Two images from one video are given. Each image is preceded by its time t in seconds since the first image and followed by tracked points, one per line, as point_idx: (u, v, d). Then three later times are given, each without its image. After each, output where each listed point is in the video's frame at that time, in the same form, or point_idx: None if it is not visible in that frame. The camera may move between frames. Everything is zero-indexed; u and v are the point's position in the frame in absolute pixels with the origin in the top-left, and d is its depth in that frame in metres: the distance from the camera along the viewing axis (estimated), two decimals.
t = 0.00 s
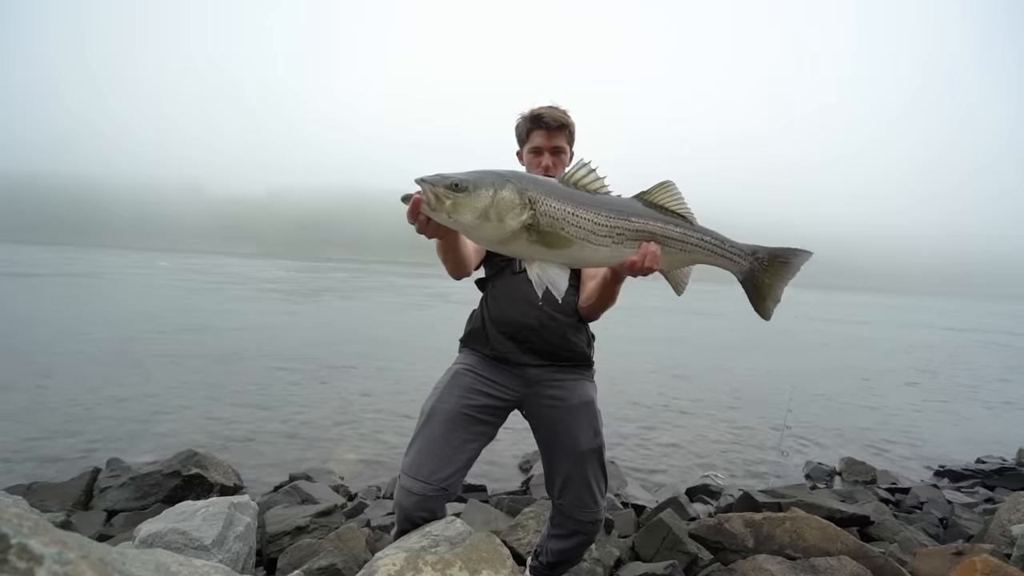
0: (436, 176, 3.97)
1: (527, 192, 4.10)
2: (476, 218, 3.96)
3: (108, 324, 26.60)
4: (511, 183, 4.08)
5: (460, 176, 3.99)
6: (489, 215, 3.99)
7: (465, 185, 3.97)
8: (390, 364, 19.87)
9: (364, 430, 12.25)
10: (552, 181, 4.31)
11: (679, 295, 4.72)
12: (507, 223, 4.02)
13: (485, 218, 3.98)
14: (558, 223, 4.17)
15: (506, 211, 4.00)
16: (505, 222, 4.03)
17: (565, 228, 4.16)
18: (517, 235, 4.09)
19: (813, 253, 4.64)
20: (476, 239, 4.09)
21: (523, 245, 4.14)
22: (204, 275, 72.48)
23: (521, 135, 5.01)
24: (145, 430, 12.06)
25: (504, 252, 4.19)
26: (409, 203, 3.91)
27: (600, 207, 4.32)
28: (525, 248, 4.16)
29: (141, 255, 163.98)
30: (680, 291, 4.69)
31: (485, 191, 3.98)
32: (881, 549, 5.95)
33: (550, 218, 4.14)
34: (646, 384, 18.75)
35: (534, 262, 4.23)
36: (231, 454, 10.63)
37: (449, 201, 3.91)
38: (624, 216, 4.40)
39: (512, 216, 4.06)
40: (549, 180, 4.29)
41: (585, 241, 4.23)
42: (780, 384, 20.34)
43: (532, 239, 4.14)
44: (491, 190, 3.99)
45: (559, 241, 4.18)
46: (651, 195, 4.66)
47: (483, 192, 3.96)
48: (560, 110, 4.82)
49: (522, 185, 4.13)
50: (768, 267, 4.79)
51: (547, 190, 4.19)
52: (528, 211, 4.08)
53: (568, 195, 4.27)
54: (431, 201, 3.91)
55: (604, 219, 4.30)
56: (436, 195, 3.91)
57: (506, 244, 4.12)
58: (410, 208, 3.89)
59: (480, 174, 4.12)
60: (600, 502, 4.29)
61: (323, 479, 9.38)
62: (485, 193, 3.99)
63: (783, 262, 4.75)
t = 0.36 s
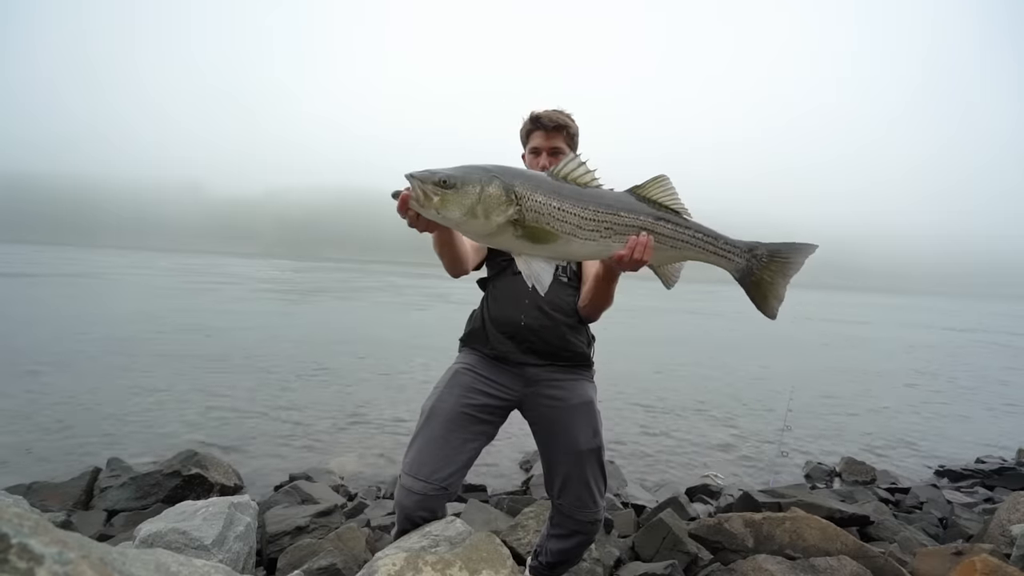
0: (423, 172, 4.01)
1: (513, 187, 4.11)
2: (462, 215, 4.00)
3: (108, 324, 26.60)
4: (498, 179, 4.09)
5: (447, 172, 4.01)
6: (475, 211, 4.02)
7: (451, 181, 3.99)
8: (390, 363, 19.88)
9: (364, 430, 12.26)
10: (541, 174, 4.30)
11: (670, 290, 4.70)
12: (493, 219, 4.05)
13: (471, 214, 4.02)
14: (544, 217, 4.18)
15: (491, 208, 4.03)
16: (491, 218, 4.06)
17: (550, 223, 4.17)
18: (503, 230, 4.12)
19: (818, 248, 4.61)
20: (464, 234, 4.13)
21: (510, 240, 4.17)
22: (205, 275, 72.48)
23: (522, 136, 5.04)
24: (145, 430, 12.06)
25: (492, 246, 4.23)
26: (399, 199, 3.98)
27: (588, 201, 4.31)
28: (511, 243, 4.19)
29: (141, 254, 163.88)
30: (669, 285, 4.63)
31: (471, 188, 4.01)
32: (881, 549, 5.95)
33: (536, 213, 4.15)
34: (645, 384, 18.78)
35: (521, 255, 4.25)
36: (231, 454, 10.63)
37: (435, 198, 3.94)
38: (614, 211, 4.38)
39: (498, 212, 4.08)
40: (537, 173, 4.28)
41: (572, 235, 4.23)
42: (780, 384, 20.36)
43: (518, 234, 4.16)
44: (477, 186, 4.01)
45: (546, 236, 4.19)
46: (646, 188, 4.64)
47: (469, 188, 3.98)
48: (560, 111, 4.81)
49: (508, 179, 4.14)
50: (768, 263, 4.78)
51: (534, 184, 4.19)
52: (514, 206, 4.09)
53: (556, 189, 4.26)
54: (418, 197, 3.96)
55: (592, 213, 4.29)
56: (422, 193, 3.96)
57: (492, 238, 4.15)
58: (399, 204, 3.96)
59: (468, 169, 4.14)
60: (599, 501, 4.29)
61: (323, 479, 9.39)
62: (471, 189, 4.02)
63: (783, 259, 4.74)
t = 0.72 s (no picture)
0: (435, 199, 3.97)
1: (525, 201, 4.09)
2: (479, 237, 3.98)
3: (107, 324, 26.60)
4: (509, 196, 4.07)
5: (458, 197, 3.98)
6: (491, 231, 4.00)
7: (464, 206, 3.96)
8: (390, 364, 19.89)
9: (364, 430, 12.26)
10: (549, 185, 4.29)
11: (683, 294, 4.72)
12: (509, 237, 4.04)
13: (487, 235, 4.00)
14: (559, 228, 4.17)
15: (506, 226, 4.01)
16: (507, 235, 4.05)
17: (566, 233, 4.16)
18: (520, 245, 4.12)
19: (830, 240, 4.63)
20: (482, 254, 4.12)
21: (529, 254, 4.17)
22: (205, 275, 72.53)
23: (507, 141, 5.07)
24: (145, 430, 12.07)
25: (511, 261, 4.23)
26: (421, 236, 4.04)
27: (601, 208, 4.30)
28: (529, 257, 4.18)
29: (141, 254, 163.85)
30: (683, 291, 4.63)
31: (484, 209, 3.98)
32: (881, 549, 5.95)
33: (551, 225, 4.14)
34: (645, 384, 18.78)
35: (540, 268, 4.25)
36: (231, 454, 10.63)
37: (450, 225, 3.93)
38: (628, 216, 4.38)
39: (514, 229, 4.07)
40: (545, 184, 4.26)
41: (589, 243, 4.23)
42: (780, 384, 20.36)
43: (536, 247, 4.16)
44: (490, 207, 3.99)
45: (564, 246, 4.19)
46: (655, 196, 4.66)
47: (482, 210, 3.96)
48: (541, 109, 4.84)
49: (519, 195, 4.12)
50: (783, 262, 4.77)
51: (544, 197, 4.17)
52: (528, 221, 4.09)
53: (567, 199, 4.25)
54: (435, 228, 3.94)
55: (606, 218, 4.28)
56: (436, 223, 3.93)
57: (510, 254, 4.15)
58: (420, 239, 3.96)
59: (477, 189, 4.11)
60: (599, 504, 4.27)
61: (323, 479, 9.38)
62: (484, 211, 3.99)
63: (798, 258, 4.73)
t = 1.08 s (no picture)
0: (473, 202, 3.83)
1: (560, 205, 4.04)
2: (517, 239, 3.88)
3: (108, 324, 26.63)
4: (546, 199, 4.00)
5: (495, 200, 3.86)
6: (530, 234, 3.92)
7: (504, 208, 3.84)
8: (391, 364, 19.91)
9: (364, 430, 12.27)
10: (580, 189, 4.26)
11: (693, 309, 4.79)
12: (546, 240, 3.98)
13: (525, 238, 3.92)
14: (591, 233, 4.15)
15: (544, 229, 3.95)
16: (543, 239, 3.98)
17: (598, 238, 4.15)
18: (556, 249, 4.06)
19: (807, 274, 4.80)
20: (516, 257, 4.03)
21: (561, 258, 4.11)
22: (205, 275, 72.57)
23: (485, 144, 5.01)
24: (145, 429, 12.07)
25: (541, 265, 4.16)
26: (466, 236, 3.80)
27: (632, 218, 4.32)
28: (563, 261, 4.13)
29: (141, 254, 164.04)
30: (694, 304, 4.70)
31: (522, 211, 3.89)
32: (881, 549, 5.95)
33: (584, 229, 4.11)
34: (645, 384, 18.79)
35: (568, 274, 4.19)
36: (231, 454, 10.63)
37: (489, 227, 3.80)
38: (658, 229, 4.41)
39: (550, 232, 4.01)
40: (576, 188, 4.23)
41: (620, 250, 4.24)
42: (780, 384, 20.37)
43: (568, 251, 4.11)
44: (528, 209, 3.90)
45: (595, 252, 4.18)
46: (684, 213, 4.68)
47: (520, 213, 3.86)
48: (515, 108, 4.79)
49: (553, 198, 4.06)
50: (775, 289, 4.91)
51: (577, 201, 4.14)
52: (564, 224, 4.04)
53: (599, 205, 4.24)
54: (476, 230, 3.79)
55: (636, 229, 4.30)
56: (475, 225, 3.79)
57: (545, 258, 4.08)
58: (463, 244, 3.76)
59: (512, 192, 4.01)
60: (605, 501, 4.27)
61: (324, 479, 9.39)
62: (522, 214, 3.89)
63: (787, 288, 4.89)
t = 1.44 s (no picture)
0: (505, 195, 3.80)
1: (587, 197, 4.06)
2: (550, 231, 3.86)
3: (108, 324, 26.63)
4: (574, 192, 4.01)
5: (527, 193, 3.83)
6: (562, 227, 3.91)
7: (537, 201, 3.82)
8: (390, 364, 19.92)
9: (363, 430, 12.27)
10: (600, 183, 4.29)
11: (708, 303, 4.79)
12: (576, 231, 3.97)
13: (557, 230, 3.91)
14: (616, 225, 4.16)
15: (575, 220, 3.95)
16: (573, 230, 3.98)
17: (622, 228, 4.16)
18: (586, 240, 4.06)
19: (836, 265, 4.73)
20: (547, 250, 4.00)
21: (589, 250, 4.10)
22: (204, 275, 72.58)
23: (482, 134, 4.94)
24: (144, 429, 12.07)
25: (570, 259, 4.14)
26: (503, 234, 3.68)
27: (649, 209, 4.35)
28: (590, 253, 4.12)
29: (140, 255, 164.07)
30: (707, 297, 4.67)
31: (555, 204, 3.88)
32: (881, 549, 5.95)
33: (610, 220, 4.12)
34: (646, 384, 18.77)
35: (593, 266, 4.15)
36: (230, 454, 10.63)
37: (524, 220, 3.76)
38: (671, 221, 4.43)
39: (579, 224, 4.01)
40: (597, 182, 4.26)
41: (643, 241, 4.25)
42: (779, 385, 20.37)
43: (596, 243, 4.10)
44: (560, 201, 3.90)
45: (622, 243, 4.17)
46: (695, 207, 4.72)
47: (553, 204, 3.86)
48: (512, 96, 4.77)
49: (581, 190, 4.08)
50: (796, 283, 4.85)
51: (600, 194, 4.17)
52: (592, 215, 4.05)
53: (618, 198, 4.26)
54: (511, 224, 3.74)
55: (653, 221, 4.33)
56: (510, 218, 3.74)
57: (573, 251, 4.07)
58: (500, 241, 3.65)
59: (540, 186, 3.99)
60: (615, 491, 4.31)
61: (324, 479, 9.39)
62: (554, 206, 3.89)
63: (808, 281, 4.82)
